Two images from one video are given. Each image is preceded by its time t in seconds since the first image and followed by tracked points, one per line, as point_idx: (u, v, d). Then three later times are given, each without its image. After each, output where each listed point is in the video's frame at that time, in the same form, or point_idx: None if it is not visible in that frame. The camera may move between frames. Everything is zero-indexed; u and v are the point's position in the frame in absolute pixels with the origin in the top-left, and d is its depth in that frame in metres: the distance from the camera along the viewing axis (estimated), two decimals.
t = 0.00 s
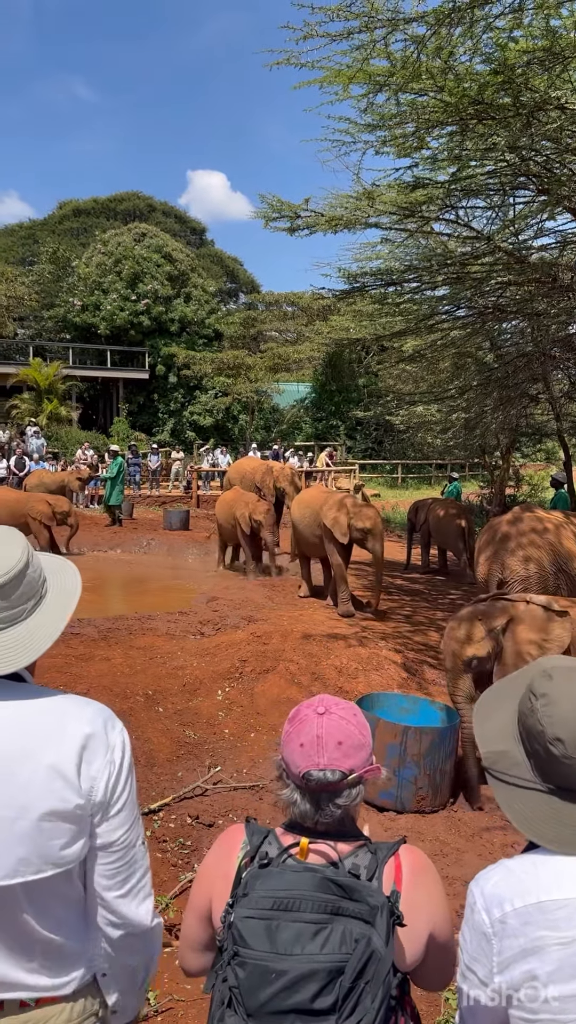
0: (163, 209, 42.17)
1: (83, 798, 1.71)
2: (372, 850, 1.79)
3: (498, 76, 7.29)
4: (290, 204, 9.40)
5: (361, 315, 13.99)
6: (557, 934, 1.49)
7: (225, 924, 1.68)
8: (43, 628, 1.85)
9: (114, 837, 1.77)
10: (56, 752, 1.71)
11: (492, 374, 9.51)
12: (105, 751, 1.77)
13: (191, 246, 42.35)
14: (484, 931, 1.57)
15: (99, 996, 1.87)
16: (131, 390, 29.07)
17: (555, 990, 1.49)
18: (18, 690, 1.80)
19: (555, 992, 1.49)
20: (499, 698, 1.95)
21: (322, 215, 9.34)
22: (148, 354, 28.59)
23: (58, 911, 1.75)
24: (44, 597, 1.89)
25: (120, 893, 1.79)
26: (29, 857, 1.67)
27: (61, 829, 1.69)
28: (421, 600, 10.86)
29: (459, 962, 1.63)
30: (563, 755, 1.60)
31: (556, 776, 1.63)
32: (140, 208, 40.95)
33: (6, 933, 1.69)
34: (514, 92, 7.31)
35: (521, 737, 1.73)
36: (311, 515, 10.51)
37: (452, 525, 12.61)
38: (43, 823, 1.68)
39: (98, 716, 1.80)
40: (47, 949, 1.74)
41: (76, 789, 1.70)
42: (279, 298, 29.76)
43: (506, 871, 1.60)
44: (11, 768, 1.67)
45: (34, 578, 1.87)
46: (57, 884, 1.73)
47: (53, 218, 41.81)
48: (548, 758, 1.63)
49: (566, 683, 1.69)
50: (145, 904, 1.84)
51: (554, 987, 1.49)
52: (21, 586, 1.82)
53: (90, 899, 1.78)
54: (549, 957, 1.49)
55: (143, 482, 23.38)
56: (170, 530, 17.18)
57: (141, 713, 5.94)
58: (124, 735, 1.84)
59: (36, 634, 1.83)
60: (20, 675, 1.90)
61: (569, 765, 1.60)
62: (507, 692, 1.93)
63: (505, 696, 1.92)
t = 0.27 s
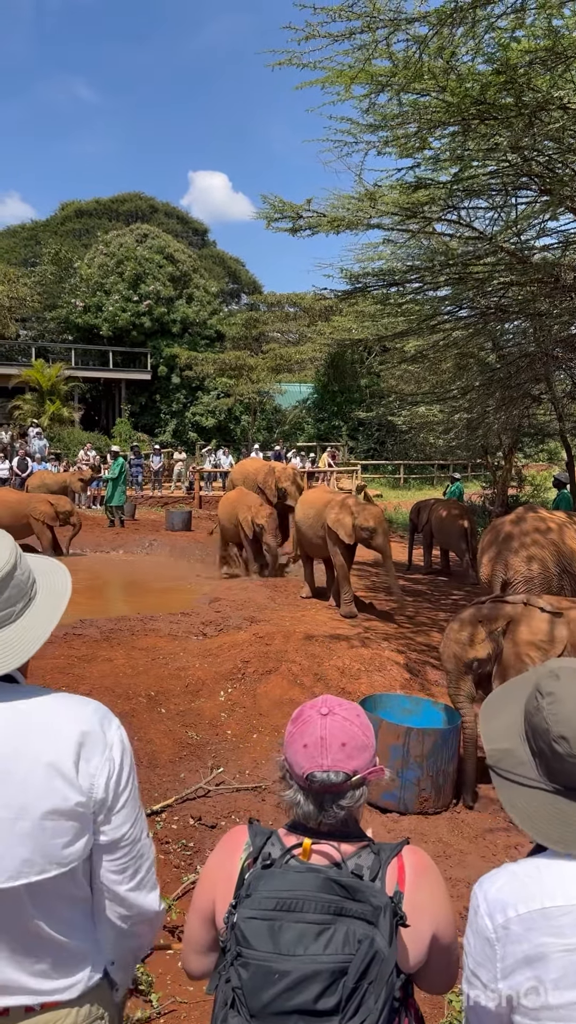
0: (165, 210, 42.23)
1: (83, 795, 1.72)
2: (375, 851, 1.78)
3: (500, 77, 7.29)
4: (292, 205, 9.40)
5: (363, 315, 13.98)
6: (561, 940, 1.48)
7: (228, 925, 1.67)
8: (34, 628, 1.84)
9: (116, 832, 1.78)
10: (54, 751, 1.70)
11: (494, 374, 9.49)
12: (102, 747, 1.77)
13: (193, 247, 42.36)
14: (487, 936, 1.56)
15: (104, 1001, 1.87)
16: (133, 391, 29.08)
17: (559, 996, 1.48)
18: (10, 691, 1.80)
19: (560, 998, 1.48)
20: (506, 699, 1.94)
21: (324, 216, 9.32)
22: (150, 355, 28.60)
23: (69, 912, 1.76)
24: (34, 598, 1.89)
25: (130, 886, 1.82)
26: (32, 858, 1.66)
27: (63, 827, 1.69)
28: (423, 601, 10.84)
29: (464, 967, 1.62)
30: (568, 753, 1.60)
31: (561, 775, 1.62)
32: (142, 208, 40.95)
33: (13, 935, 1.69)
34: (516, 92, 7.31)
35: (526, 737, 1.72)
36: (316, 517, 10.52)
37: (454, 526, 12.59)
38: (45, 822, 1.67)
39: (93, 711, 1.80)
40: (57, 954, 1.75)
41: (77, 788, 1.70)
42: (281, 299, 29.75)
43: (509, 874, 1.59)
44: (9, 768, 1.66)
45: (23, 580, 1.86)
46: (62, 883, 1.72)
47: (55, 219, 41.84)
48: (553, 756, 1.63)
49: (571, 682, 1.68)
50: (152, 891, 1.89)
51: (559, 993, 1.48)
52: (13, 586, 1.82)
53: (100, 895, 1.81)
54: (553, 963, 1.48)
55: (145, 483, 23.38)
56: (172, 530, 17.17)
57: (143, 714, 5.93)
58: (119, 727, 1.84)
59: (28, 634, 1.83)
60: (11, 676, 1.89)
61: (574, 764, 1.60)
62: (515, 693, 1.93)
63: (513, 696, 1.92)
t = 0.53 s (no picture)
0: (167, 211, 42.26)
1: (84, 785, 1.72)
2: (378, 851, 1.77)
3: (502, 77, 7.29)
4: (293, 206, 9.40)
5: (364, 316, 13.99)
6: (563, 947, 1.47)
7: (232, 925, 1.67)
8: (12, 628, 1.84)
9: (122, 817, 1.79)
10: (50, 743, 1.70)
11: (496, 374, 9.49)
12: (96, 735, 1.78)
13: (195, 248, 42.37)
14: (489, 941, 1.56)
15: (113, 1008, 1.89)
16: (135, 392, 29.08)
17: (561, 1003, 1.47)
18: None
19: (562, 1005, 1.47)
20: (512, 700, 1.94)
21: (326, 216, 9.31)
22: (152, 356, 28.61)
23: (83, 909, 1.78)
24: (10, 600, 1.89)
25: (138, 872, 1.83)
26: (39, 851, 1.67)
27: (67, 818, 1.70)
28: (426, 602, 10.84)
29: (467, 972, 1.62)
30: (570, 751, 1.59)
31: (563, 775, 1.61)
32: (143, 209, 40.99)
33: (25, 934, 1.71)
34: (518, 92, 7.31)
35: (530, 737, 1.72)
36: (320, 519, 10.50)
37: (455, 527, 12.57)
38: (49, 814, 1.68)
39: (84, 704, 1.81)
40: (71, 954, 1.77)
41: (77, 778, 1.71)
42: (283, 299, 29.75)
43: (511, 880, 1.58)
44: (7, 765, 1.67)
45: None
46: (69, 880, 1.73)
47: (56, 220, 41.87)
48: (555, 756, 1.62)
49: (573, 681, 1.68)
50: (159, 875, 1.90)
51: (562, 999, 1.48)
52: None
53: (110, 884, 1.81)
54: (555, 968, 1.47)
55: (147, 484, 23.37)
56: (174, 531, 17.17)
57: (145, 714, 5.93)
58: (111, 717, 1.85)
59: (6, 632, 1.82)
60: None
61: None
62: (521, 696, 1.93)
63: (519, 698, 1.92)
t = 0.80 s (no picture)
0: (168, 211, 42.27)
1: (81, 773, 1.72)
2: (380, 851, 1.77)
3: (503, 77, 7.30)
4: (294, 206, 9.39)
5: (365, 316, 13.98)
6: (565, 947, 1.46)
7: (235, 926, 1.66)
8: None
9: (122, 801, 1.79)
10: (42, 735, 1.71)
11: (498, 374, 9.48)
12: (88, 724, 1.78)
13: (196, 248, 42.38)
14: (491, 942, 1.55)
15: (122, 1009, 1.91)
16: (136, 393, 29.08)
17: (562, 1003, 1.46)
18: None
19: (563, 1005, 1.46)
20: (516, 700, 1.93)
21: (327, 216, 9.29)
22: (153, 357, 28.61)
23: (94, 905, 1.79)
24: None
25: (143, 856, 1.85)
26: (43, 843, 1.68)
27: (67, 809, 1.70)
28: (427, 602, 10.83)
29: (469, 973, 1.61)
30: (571, 749, 1.59)
31: (564, 773, 1.61)
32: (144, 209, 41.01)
33: (35, 933, 1.72)
34: (520, 93, 7.31)
35: (531, 737, 1.72)
36: (323, 520, 10.49)
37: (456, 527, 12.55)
38: (49, 804, 1.68)
39: (72, 697, 1.81)
40: (82, 953, 1.78)
41: (74, 768, 1.71)
42: (284, 300, 29.74)
43: (512, 880, 1.58)
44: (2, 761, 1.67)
45: None
46: (74, 875, 1.73)
47: (58, 221, 41.89)
48: (556, 754, 1.62)
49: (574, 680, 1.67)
50: (164, 858, 1.92)
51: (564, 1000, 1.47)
52: None
53: (117, 872, 1.82)
54: (557, 969, 1.46)
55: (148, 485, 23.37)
56: (175, 532, 17.17)
57: (147, 715, 5.93)
58: (100, 706, 1.85)
59: None
60: None
61: None
62: (524, 696, 1.93)
63: (521, 699, 1.92)
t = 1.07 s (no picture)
0: (169, 212, 42.32)
1: (87, 781, 1.72)
2: (381, 851, 1.77)
3: (504, 76, 7.30)
4: (295, 207, 9.40)
5: (366, 317, 13.98)
6: (563, 945, 1.46)
7: (237, 926, 1.67)
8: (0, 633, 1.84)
9: (126, 810, 1.79)
10: (50, 741, 1.70)
11: (499, 375, 9.49)
12: (96, 730, 1.77)
13: (197, 249, 42.41)
14: (490, 942, 1.55)
15: (121, 1010, 1.90)
16: (137, 394, 29.10)
17: (560, 1001, 1.46)
18: None
19: (561, 1003, 1.47)
20: (513, 699, 1.93)
21: (328, 217, 9.29)
22: (154, 357, 28.64)
23: (95, 910, 1.80)
24: None
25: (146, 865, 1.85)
26: (46, 850, 1.68)
27: (72, 817, 1.70)
28: (428, 602, 10.83)
29: (468, 972, 1.62)
30: (566, 749, 1.59)
31: (560, 772, 1.61)
32: (146, 210, 41.01)
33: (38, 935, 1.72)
34: (520, 93, 7.31)
35: (528, 736, 1.72)
36: (326, 520, 10.49)
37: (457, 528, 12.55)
38: (54, 811, 1.68)
39: (81, 702, 1.80)
40: (82, 956, 1.79)
41: (82, 775, 1.71)
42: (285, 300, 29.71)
43: (511, 880, 1.58)
44: (8, 766, 1.67)
45: None
46: (75, 879, 1.73)
47: (59, 222, 41.92)
48: (551, 754, 1.62)
49: (571, 680, 1.67)
50: (166, 866, 1.93)
51: (562, 1001, 1.47)
52: None
53: (119, 879, 1.83)
54: (556, 968, 1.46)
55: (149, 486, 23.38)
56: (176, 532, 17.18)
57: (148, 715, 5.93)
58: (108, 711, 1.84)
59: None
60: None
61: (573, 759, 1.58)
62: (521, 694, 1.93)
63: (519, 698, 1.93)
